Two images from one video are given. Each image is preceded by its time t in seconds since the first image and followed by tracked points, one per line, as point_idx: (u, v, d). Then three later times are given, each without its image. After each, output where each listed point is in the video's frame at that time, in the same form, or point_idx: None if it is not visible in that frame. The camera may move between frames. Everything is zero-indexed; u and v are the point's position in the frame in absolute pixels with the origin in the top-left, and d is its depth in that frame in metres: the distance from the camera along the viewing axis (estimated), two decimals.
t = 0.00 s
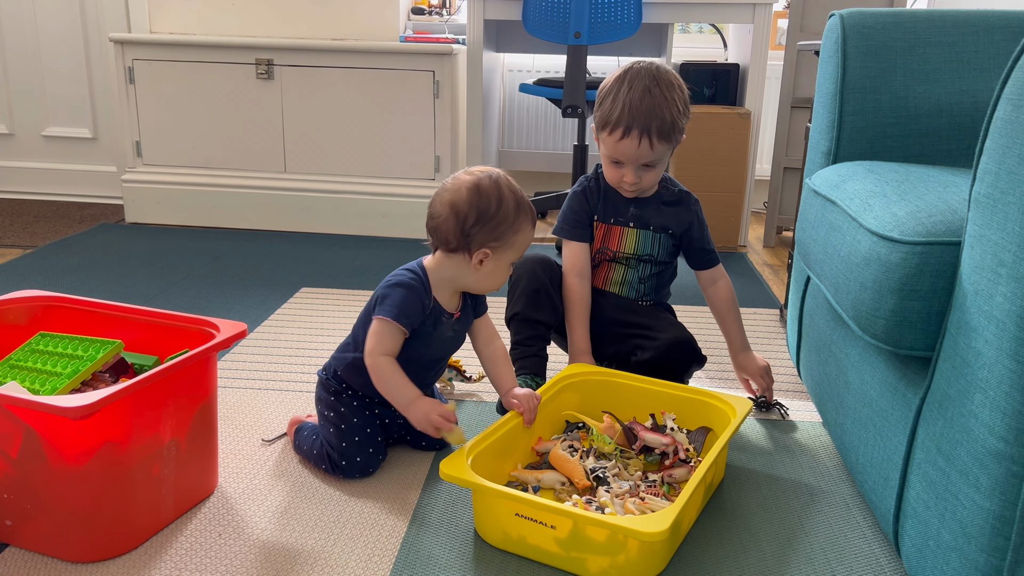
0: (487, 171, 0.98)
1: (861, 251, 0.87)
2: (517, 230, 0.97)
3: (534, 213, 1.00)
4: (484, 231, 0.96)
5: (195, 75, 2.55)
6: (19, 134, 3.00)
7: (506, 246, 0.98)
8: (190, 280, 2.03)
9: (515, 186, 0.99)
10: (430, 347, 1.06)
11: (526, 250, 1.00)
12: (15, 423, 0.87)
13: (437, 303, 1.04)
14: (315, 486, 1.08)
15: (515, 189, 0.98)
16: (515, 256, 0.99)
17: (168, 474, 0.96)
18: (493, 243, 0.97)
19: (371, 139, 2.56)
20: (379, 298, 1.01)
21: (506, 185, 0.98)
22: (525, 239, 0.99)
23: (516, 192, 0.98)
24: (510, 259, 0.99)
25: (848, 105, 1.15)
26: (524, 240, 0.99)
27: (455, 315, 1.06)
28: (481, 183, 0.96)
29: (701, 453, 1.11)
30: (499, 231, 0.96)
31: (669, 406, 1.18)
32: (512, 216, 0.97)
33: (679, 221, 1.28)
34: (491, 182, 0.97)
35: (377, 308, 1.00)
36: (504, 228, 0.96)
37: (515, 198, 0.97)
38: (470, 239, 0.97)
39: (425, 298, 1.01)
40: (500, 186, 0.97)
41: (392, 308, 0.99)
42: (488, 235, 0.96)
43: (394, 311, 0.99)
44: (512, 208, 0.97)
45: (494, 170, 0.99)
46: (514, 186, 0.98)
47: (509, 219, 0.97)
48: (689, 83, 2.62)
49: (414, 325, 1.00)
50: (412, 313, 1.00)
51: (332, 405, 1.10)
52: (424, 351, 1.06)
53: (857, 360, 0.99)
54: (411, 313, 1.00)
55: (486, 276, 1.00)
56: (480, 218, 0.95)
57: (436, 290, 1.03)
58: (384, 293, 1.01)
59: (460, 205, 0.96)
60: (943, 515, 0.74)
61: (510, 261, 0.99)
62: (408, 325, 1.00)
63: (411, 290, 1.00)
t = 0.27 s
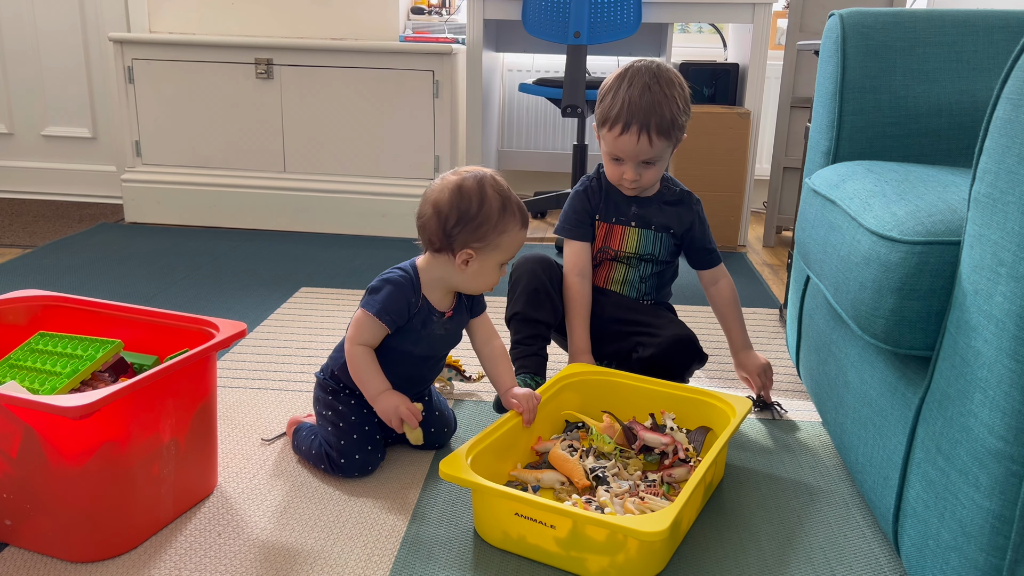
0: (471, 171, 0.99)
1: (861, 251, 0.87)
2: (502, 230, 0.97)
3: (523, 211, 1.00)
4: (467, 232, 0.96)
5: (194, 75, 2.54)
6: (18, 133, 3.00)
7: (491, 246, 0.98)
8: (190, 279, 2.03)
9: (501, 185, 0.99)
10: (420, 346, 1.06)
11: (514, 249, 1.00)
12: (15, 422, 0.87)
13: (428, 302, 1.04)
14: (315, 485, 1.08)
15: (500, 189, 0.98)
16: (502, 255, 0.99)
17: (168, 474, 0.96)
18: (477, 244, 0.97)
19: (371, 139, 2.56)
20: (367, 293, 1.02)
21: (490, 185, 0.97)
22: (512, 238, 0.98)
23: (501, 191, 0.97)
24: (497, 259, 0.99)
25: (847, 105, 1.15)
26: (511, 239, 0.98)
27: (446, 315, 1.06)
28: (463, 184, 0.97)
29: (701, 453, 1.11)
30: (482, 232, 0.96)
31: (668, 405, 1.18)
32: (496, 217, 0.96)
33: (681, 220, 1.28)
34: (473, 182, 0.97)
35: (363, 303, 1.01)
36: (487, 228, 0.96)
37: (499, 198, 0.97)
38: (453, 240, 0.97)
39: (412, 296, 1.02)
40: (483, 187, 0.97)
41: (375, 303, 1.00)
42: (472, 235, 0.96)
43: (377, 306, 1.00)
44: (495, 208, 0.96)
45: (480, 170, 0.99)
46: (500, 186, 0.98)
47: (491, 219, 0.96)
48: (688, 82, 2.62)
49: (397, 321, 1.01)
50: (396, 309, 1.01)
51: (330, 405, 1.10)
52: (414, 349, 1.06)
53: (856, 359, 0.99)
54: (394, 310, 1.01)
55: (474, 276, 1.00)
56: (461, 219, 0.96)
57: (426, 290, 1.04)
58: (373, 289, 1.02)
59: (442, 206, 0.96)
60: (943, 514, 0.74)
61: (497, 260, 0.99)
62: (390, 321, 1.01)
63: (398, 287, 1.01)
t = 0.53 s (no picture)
0: (469, 167, 0.98)
1: (861, 251, 0.87)
2: (502, 228, 0.97)
3: (524, 206, 0.99)
4: (467, 231, 0.96)
5: (194, 74, 2.54)
6: (18, 133, 2.99)
7: (493, 244, 0.97)
8: (189, 279, 2.03)
9: (501, 181, 0.98)
10: (425, 344, 1.06)
11: (516, 246, 1.00)
12: (14, 422, 0.87)
13: (433, 300, 1.04)
14: (315, 484, 1.08)
15: (500, 186, 0.97)
16: (505, 253, 0.99)
17: (167, 474, 0.96)
18: (477, 243, 0.97)
19: (370, 138, 2.56)
20: (374, 292, 1.02)
21: (490, 182, 0.97)
22: (514, 235, 0.98)
23: (500, 188, 0.97)
24: (500, 256, 0.99)
25: (847, 105, 1.15)
26: (513, 236, 0.98)
27: (452, 312, 1.06)
28: (461, 182, 0.96)
29: (700, 452, 1.11)
30: (482, 231, 0.96)
31: (668, 405, 1.18)
32: (495, 215, 0.96)
33: (682, 221, 1.29)
34: (471, 180, 0.96)
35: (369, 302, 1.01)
36: (487, 227, 0.96)
37: (498, 196, 0.97)
38: (453, 240, 0.97)
39: (418, 294, 1.02)
40: (482, 184, 0.96)
41: (382, 303, 1.00)
42: (472, 235, 0.96)
43: (384, 306, 0.99)
44: (494, 206, 0.96)
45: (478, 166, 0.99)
46: (499, 182, 0.98)
47: (491, 217, 0.96)
48: (688, 82, 2.62)
49: (403, 320, 1.01)
50: (402, 308, 1.01)
51: (332, 403, 1.11)
52: (419, 347, 1.06)
53: (856, 359, 0.99)
54: (401, 308, 1.00)
55: (477, 274, 0.99)
56: (460, 219, 0.96)
57: (431, 287, 1.04)
58: (379, 288, 1.02)
59: (439, 207, 0.97)
60: (942, 514, 0.74)
61: (500, 258, 0.99)
62: (397, 320, 1.00)
63: (403, 286, 1.01)
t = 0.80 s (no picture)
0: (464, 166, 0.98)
1: (861, 250, 0.87)
2: (508, 222, 0.97)
3: (522, 196, 0.99)
4: (473, 230, 0.96)
5: (193, 74, 2.54)
6: (17, 132, 2.99)
7: (500, 239, 0.98)
8: (189, 278, 2.03)
9: (497, 175, 0.98)
10: (430, 348, 1.06)
11: (521, 236, 1.00)
12: (14, 421, 0.87)
13: (438, 304, 1.04)
14: (314, 484, 1.08)
15: (500, 181, 0.97)
16: (512, 245, 0.99)
17: (167, 473, 0.96)
18: (485, 241, 0.97)
19: (370, 138, 2.56)
20: (381, 298, 1.01)
21: (487, 178, 0.97)
22: (519, 226, 0.99)
23: (500, 184, 0.97)
24: (508, 250, 0.99)
25: (847, 104, 1.15)
26: (518, 227, 0.99)
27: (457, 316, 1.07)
28: (460, 182, 0.96)
29: (700, 452, 1.11)
30: (488, 228, 0.96)
31: (668, 405, 1.18)
32: (499, 210, 0.96)
33: (683, 222, 1.28)
34: (470, 179, 0.96)
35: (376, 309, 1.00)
36: (493, 223, 0.96)
37: (499, 191, 0.96)
38: (460, 242, 0.97)
39: (425, 299, 1.02)
40: (482, 181, 0.96)
41: (389, 309, 0.99)
42: (479, 233, 0.96)
43: (392, 313, 0.99)
44: (496, 202, 0.96)
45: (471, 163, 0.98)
46: (495, 177, 0.97)
47: (495, 214, 0.96)
48: (688, 82, 2.62)
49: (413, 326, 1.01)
50: (412, 315, 1.00)
51: (332, 403, 1.10)
52: (423, 350, 1.06)
53: (855, 359, 0.99)
54: (410, 314, 1.00)
55: (485, 271, 1.00)
56: (465, 219, 0.95)
57: (436, 291, 1.03)
58: (385, 294, 1.01)
59: (442, 210, 0.96)
60: (942, 514, 0.74)
61: (508, 251, 0.99)
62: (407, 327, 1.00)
63: (410, 292, 1.00)
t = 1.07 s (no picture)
0: (442, 166, 0.97)
1: (861, 250, 0.87)
2: (500, 209, 0.98)
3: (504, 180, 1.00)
4: (471, 225, 0.96)
5: (193, 72, 2.54)
6: (17, 131, 2.99)
7: (497, 228, 0.98)
8: (189, 277, 2.03)
9: (477, 167, 0.98)
10: (430, 350, 1.06)
11: (512, 219, 1.01)
12: (13, 420, 0.86)
13: (438, 305, 1.04)
14: (314, 484, 1.08)
15: (482, 173, 0.97)
16: (507, 229, 1.00)
17: (166, 472, 0.96)
18: (484, 233, 0.98)
19: (370, 137, 2.56)
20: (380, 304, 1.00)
21: (470, 172, 0.97)
22: (509, 209, 1.00)
23: (484, 176, 0.97)
24: (504, 235, 1.00)
25: (847, 104, 1.15)
26: (510, 211, 1.00)
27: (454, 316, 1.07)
28: (447, 183, 0.96)
29: (700, 451, 1.11)
30: (484, 220, 0.97)
31: (668, 404, 1.18)
32: (489, 201, 0.97)
33: (677, 221, 1.28)
34: (455, 178, 0.96)
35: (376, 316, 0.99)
36: (487, 214, 0.97)
37: (485, 181, 0.97)
38: (460, 240, 0.97)
39: (424, 302, 1.01)
40: (467, 177, 0.96)
41: (390, 316, 0.98)
42: (476, 227, 0.97)
43: (393, 318, 0.98)
44: (485, 192, 0.97)
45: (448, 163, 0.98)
46: (476, 169, 0.97)
47: (487, 205, 0.97)
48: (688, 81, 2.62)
49: (415, 329, 1.00)
50: (414, 319, 1.00)
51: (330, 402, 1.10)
52: (424, 352, 1.06)
53: (855, 358, 0.99)
54: (412, 318, 0.99)
55: (484, 263, 1.00)
56: (462, 217, 0.96)
57: (434, 292, 1.03)
58: (384, 300, 1.00)
59: (437, 213, 0.96)
60: (941, 513, 0.74)
61: (505, 236, 1.00)
62: (409, 331, 0.99)
63: (411, 296, 1.00)
